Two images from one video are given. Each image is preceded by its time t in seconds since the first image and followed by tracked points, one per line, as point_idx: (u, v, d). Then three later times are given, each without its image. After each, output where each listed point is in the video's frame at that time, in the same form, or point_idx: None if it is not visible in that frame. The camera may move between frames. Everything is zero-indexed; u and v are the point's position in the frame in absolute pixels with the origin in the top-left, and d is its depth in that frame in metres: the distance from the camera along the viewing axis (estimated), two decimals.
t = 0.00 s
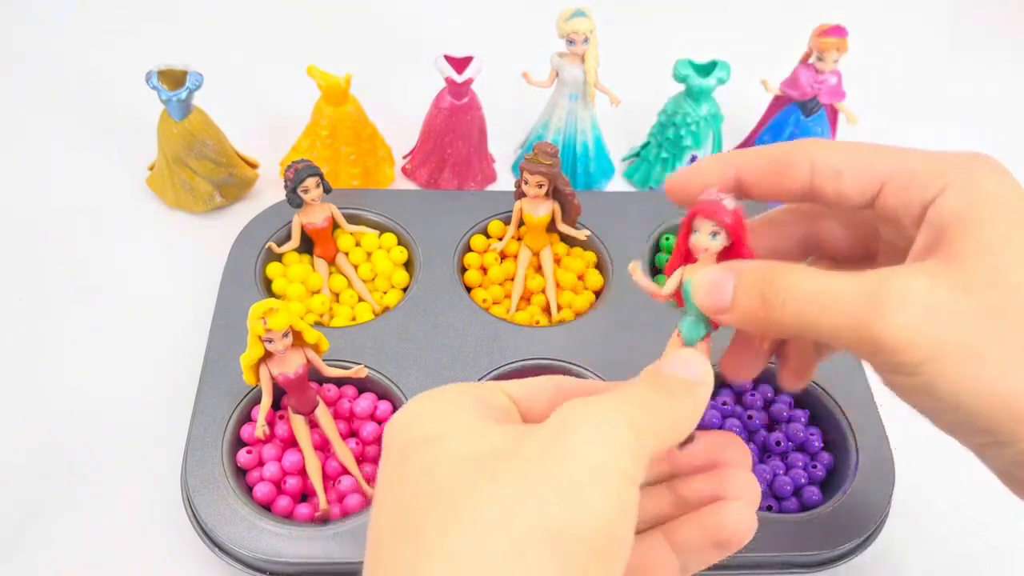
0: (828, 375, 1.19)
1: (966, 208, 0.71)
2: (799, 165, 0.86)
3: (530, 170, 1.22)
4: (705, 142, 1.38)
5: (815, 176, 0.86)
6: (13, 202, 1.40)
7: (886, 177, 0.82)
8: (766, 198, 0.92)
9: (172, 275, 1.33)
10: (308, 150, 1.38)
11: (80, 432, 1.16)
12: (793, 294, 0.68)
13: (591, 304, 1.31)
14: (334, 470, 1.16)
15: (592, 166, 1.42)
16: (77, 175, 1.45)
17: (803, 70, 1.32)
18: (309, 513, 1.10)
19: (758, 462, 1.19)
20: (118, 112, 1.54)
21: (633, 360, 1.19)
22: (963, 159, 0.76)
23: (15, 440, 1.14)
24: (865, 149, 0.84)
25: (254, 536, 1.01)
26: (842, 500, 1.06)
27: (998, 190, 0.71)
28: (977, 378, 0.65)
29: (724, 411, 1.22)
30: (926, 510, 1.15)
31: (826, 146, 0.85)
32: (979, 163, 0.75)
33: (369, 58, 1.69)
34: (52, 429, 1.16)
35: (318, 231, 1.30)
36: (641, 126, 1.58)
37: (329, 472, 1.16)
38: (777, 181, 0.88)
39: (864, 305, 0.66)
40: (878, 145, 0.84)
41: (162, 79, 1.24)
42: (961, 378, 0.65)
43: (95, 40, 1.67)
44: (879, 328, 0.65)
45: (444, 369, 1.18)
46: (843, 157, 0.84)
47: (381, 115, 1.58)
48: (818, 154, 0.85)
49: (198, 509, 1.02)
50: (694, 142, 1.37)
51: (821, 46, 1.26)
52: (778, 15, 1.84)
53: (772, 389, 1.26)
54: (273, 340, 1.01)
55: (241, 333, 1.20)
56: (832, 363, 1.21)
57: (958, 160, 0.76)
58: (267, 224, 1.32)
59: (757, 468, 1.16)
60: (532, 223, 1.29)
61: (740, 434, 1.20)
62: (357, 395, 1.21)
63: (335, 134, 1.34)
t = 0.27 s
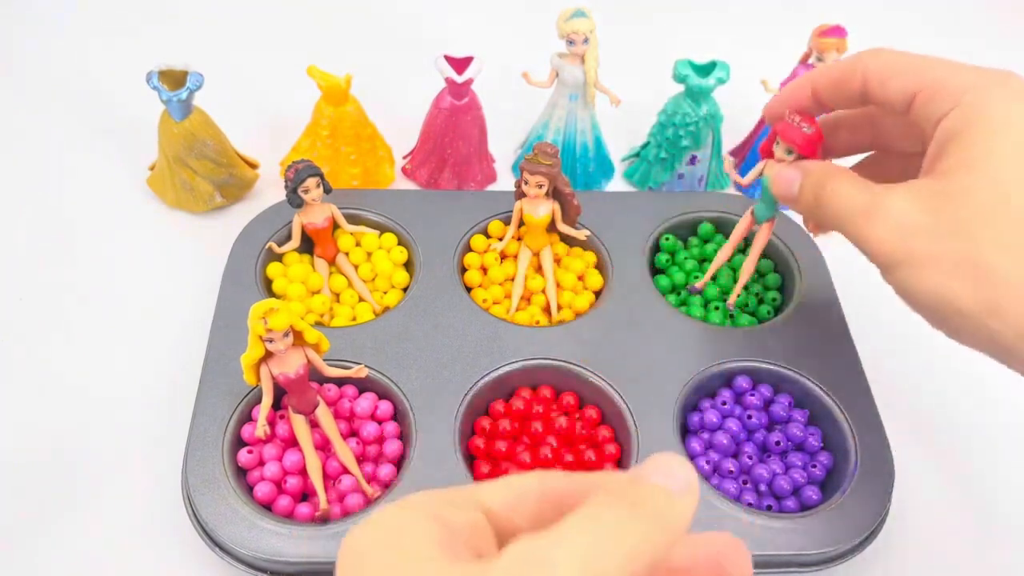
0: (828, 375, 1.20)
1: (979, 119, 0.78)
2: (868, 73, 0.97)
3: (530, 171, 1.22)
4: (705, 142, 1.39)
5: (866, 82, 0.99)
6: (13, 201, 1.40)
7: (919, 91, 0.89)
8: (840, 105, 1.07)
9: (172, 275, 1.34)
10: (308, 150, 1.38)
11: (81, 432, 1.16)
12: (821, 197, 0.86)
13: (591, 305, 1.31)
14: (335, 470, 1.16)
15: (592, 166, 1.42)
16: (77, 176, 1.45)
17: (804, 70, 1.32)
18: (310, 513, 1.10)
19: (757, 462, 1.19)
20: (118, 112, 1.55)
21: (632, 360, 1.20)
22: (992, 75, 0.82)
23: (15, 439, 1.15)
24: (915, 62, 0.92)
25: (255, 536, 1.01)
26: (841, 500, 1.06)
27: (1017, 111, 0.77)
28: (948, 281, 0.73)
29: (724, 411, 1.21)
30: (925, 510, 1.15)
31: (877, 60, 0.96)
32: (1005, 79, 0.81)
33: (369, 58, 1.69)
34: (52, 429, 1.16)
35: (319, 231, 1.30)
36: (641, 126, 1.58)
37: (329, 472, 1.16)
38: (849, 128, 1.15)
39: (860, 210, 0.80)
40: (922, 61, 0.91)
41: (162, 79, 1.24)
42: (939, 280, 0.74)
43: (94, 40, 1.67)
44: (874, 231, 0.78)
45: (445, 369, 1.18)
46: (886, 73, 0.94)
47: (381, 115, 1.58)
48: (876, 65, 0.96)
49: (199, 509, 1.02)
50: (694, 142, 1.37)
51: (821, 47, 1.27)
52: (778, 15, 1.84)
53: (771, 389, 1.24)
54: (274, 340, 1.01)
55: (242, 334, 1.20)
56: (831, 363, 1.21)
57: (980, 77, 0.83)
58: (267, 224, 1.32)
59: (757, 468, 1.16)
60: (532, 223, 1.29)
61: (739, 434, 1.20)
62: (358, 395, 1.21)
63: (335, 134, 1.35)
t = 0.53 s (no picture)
0: (827, 375, 1.20)
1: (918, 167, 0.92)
2: (821, 119, 1.10)
3: (530, 171, 1.23)
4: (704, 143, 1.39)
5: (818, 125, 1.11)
6: (13, 201, 1.41)
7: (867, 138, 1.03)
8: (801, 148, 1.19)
9: (173, 275, 1.34)
10: (308, 150, 1.39)
11: (81, 432, 1.16)
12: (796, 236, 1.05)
13: (591, 305, 1.31)
14: (335, 469, 1.16)
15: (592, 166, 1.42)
16: (77, 176, 1.45)
17: (803, 70, 1.32)
18: (310, 512, 1.10)
19: (757, 461, 1.19)
20: (118, 112, 1.55)
21: (632, 360, 1.20)
22: (926, 121, 0.97)
23: (16, 439, 1.15)
24: (861, 113, 1.06)
25: (256, 536, 1.01)
26: (840, 500, 1.06)
27: (952, 156, 0.91)
28: (894, 313, 0.91)
29: (723, 411, 1.21)
30: (923, 510, 1.15)
31: (827, 110, 1.09)
32: (941, 124, 0.95)
33: (369, 57, 1.69)
34: (52, 429, 1.16)
35: (319, 231, 1.30)
36: (641, 126, 1.59)
37: (329, 471, 1.17)
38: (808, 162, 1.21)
39: (819, 251, 0.99)
40: (872, 109, 1.05)
41: (163, 80, 1.25)
42: (886, 312, 0.92)
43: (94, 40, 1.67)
44: (836, 270, 0.97)
45: (445, 368, 1.18)
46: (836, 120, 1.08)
47: (381, 115, 1.58)
48: (825, 115, 1.09)
49: (200, 509, 1.03)
50: (694, 143, 1.38)
51: (821, 47, 1.27)
52: (777, 15, 1.84)
53: (770, 388, 1.24)
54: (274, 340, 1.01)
55: (242, 334, 1.20)
56: (831, 363, 1.21)
57: (919, 123, 0.97)
58: (268, 224, 1.32)
59: (756, 468, 1.16)
60: (533, 223, 1.29)
61: (739, 433, 1.20)
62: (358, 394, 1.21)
63: (335, 134, 1.35)
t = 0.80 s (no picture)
0: (827, 375, 1.20)
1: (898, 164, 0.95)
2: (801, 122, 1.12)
3: (530, 171, 1.23)
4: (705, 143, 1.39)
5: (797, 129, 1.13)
6: (13, 201, 1.41)
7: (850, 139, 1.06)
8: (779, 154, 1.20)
9: (173, 275, 1.34)
10: (308, 150, 1.39)
11: (81, 432, 1.16)
12: (784, 235, 1.07)
13: (591, 305, 1.31)
14: (335, 470, 1.16)
15: (592, 166, 1.42)
16: (76, 176, 1.45)
17: (803, 69, 1.32)
18: (310, 512, 1.11)
19: (756, 461, 1.19)
20: (118, 112, 1.55)
21: (631, 360, 1.20)
22: (906, 120, 0.99)
23: (16, 438, 1.15)
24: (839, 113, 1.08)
25: (256, 535, 1.01)
26: (841, 500, 1.06)
27: (931, 151, 0.93)
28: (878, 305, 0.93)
29: (723, 411, 1.21)
30: (923, 510, 1.15)
31: (808, 114, 1.11)
32: (921, 121, 0.98)
33: (368, 57, 1.69)
34: (52, 429, 1.16)
35: (319, 231, 1.30)
36: (640, 125, 1.59)
37: (330, 472, 1.16)
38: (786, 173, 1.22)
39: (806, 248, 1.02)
40: (854, 110, 1.07)
41: (163, 80, 1.25)
42: (870, 305, 0.94)
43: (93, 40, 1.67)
44: (823, 266, 0.99)
45: (445, 368, 1.18)
46: (818, 121, 1.10)
47: (381, 115, 1.58)
48: (807, 117, 1.12)
49: (200, 509, 1.03)
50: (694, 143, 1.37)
51: (821, 47, 1.27)
52: (777, 15, 1.84)
53: (770, 388, 1.24)
54: (274, 340, 1.01)
55: (242, 333, 1.20)
56: (829, 363, 1.21)
57: (901, 121, 0.99)
58: (268, 224, 1.33)
59: (756, 468, 1.16)
60: (532, 223, 1.29)
61: (739, 434, 1.20)
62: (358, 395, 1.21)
63: (335, 134, 1.35)
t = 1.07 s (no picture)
0: (829, 377, 1.19)
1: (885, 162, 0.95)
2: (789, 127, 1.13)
3: (529, 171, 1.22)
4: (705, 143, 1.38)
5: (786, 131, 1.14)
6: (14, 201, 1.41)
7: (838, 139, 1.06)
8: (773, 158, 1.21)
9: (173, 275, 1.34)
10: (308, 150, 1.39)
11: (79, 431, 1.16)
12: (780, 237, 1.08)
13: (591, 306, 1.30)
14: (332, 471, 1.16)
15: (592, 167, 1.41)
16: (78, 176, 1.46)
17: (803, 69, 1.31)
18: (307, 513, 1.10)
19: (756, 464, 1.18)
20: (119, 112, 1.55)
21: (631, 362, 1.19)
22: (893, 116, 0.99)
23: (16, 439, 1.15)
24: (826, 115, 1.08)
25: (253, 536, 1.01)
26: (842, 503, 1.05)
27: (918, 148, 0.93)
28: (874, 301, 0.92)
29: (723, 413, 1.20)
30: (926, 514, 1.14)
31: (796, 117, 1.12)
32: (907, 117, 0.97)
33: (369, 57, 1.69)
34: (51, 429, 1.16)
35: (319, 232, 1.30)
36: (641, 126, 1.58)
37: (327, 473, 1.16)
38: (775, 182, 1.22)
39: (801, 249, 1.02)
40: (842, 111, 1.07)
41: (163, 80, 1.25)
42: (866, 302, 0.94)
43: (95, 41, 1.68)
44: (818, 265, 0.99)
45: (444, 369, 1.18)
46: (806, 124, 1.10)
47: (382, 115, 1.58)
48: (796, 121, 1.12)
49: (197, 510, 1.02)
50: (694, 143, 1.37)
51: (821, 47, 1.26)
52: (779, 15, 1.84)
53: (771, 391, 1.23)
54: (272, 340, 1.01)
55: (241, 333, 1.20)
56: (831, 365, 1.20)
57: (886, 119, 0.99)
58: (268, 224, 1.32)
59: (755, 471, 1.16)
60: (532, 224, 1.29)
61: (738, 436, 1.19)
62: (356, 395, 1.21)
63: (335, 134, 1.35)
